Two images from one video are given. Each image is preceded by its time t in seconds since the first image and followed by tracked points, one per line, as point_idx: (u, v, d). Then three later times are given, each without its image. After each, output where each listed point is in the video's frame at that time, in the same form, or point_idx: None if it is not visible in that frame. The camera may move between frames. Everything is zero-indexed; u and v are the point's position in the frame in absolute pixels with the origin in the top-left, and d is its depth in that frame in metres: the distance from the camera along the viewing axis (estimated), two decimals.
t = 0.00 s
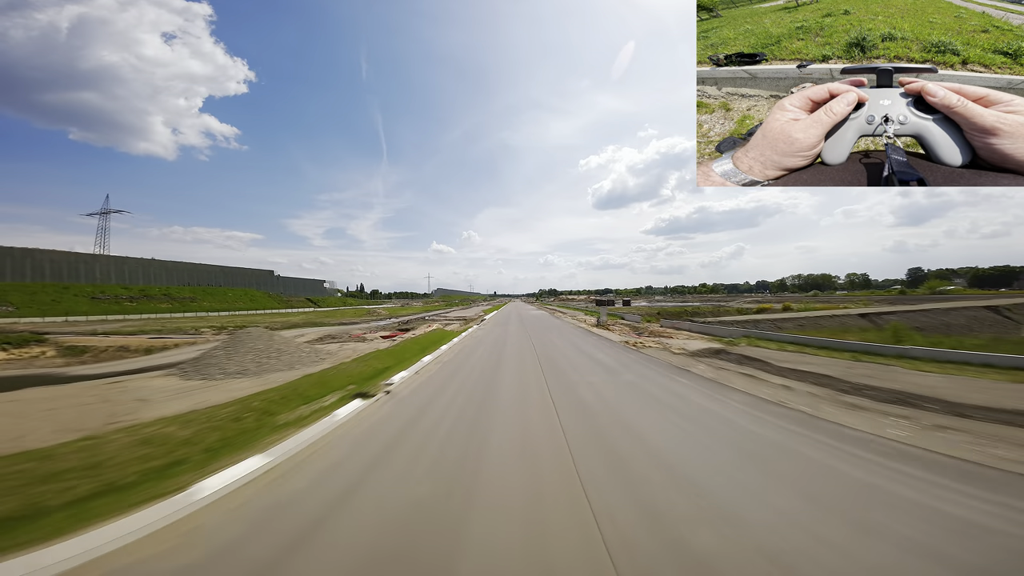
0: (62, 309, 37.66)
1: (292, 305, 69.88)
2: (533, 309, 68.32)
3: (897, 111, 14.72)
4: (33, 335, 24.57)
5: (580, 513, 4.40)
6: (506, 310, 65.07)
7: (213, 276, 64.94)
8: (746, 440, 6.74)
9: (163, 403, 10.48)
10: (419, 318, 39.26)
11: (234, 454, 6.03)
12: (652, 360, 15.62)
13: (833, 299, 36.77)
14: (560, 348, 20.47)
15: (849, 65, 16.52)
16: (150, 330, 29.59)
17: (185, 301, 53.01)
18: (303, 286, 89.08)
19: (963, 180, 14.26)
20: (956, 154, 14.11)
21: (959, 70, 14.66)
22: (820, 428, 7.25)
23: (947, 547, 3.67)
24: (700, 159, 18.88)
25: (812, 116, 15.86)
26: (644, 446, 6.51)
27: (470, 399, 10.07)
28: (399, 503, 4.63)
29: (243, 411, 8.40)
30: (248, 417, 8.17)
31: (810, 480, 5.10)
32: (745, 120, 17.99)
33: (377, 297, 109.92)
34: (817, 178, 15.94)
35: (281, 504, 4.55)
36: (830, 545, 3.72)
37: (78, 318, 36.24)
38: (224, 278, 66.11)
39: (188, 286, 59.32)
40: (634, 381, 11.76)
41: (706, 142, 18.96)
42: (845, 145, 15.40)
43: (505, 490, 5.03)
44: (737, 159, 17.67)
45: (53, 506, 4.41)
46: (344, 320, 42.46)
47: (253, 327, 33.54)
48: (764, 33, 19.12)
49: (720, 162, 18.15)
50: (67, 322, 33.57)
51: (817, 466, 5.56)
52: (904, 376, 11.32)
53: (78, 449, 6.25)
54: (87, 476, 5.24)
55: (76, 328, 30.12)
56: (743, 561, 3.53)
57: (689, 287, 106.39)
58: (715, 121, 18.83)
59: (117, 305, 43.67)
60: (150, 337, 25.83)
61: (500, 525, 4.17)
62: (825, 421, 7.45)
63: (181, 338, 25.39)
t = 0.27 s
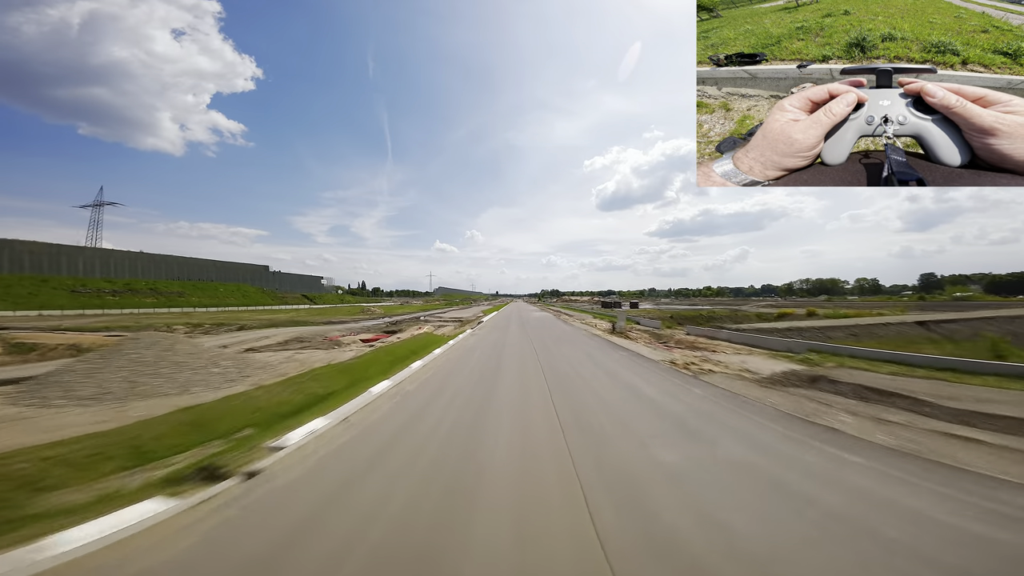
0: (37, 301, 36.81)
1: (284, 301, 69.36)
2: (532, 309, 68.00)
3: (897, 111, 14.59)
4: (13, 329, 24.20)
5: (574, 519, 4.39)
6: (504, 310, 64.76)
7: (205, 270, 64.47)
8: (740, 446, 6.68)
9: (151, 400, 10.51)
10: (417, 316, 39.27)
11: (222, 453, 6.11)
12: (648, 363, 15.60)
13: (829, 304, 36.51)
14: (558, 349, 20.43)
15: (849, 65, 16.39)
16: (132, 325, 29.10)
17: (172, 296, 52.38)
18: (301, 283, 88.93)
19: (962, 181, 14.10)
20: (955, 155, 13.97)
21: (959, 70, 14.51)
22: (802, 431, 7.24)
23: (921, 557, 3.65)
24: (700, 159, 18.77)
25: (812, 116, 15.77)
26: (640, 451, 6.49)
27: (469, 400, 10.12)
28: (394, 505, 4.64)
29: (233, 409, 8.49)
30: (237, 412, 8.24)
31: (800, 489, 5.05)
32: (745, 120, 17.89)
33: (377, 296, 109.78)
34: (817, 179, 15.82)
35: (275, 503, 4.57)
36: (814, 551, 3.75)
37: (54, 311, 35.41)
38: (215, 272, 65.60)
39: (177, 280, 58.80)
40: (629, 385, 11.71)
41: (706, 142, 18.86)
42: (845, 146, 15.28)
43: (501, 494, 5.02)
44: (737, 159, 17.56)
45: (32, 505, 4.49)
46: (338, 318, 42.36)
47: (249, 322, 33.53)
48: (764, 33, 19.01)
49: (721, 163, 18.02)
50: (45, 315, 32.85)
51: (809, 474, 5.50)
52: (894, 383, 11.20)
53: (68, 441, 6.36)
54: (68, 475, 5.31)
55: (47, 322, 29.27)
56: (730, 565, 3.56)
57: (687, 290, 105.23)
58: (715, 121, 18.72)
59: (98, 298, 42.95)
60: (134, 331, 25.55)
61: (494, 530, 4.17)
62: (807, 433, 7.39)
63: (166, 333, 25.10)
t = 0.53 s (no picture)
0: (14, 296, 36.33)
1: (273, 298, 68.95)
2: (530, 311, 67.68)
3: (897, 110, 14.44)
4: None
5: (571, 511, 4.20)
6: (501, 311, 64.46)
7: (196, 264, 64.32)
8: (734, 439, 6.57)
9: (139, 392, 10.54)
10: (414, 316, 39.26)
11: (209, 438, 6.14)
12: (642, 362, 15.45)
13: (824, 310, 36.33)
14: (554, 348, 20.23)
15: (849, 65, 16.24)
16: (112, 320, 28.61)
17: (158, 290, 51.83)
18: (295, 279, 88.91)
19: (963, 180, 13.91)
20: (955, 155, 13.78)
21: (958, 70, 14.36)
22: (786, 427, 7.21)
23: (902, 542, 3.62)
24: (700, 159, 18.66)
25: (812, 116, 15.61)
26: (636, 443, 6.31)
27: (465, 394, 9.92)
28: (385, 497, 4.46)
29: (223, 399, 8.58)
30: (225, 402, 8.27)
31: (798, 480, 4.94)
32: (745, 120, 17.77)
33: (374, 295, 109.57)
34: (817, 178, 15.67)
35: (263, 497, 4.38)
36: (814, 543, 3.60)
37: (27, 305, 34.70)
38: (208, 265, 65.77)
39: (164, 274, 58.11)
40: (622, 381, 11.54)
41: (706, 142, 18.74)
42: (845, 145, 15.13)
43: (495, 486, 4.83)
44: (737, 159, 17.43)
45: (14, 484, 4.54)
46: (330, 317, 42.22)
47: (246, 320, 33.58)
48: (764, 33, 18.89)
49: (721, 163, 17.90)
50: (25, 309, 32.39)
51: (800, 464, 5.44)
52: (881, 384, 11.13)
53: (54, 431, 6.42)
54: (57, 454, 5.43)
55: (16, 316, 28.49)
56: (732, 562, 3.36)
57: (687, 293, 104.77)
58: (715, 121, 18.60)
59: (76, 292, 42.10)
60: (116, 327, 25.18)
61: (490, 523, 3.98)
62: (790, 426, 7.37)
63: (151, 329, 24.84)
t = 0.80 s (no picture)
0: None
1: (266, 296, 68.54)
2: (528, 311, 67.53)
3: (896, 110, 14.36)
4: None
5: (571, 506, 3.88)
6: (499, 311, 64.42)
7: (183, 259, 64.17)
8: (731, 435, 6.40)
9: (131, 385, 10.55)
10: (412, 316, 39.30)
11: (202, 425, 6.17)
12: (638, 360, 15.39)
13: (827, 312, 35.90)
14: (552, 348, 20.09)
15: (849, 65, 16.18)
16: (94, 316, 27.97)
17: (142, 286, 50.97)
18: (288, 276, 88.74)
19: (962, 180, 13.83)
20: (954, 154, 13.71)
21: (958, 70, 14.29)
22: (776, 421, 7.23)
23: (887, 529, 3.62)
24: (700, 158, 18.61)
25: (808, 115, 15.58)
26: (635, 438, 6.03)
27: (461, 392, 9.68)
28: (369, 491, 4.12)
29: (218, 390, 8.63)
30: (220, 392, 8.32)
31: (795, 475, 4.84)
32: (745, 120, 17.71)
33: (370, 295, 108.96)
34: (816, 178, 15.60)
35: (242, 489, 4.07)
36: (816, 536, 3.45)
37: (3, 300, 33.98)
38: (196, 260, 65.76)
39: (149, 270, 57.16)
40: (618, 379, 11.30)
41: (706, 142, 18.70)
42: (845, 144, 15.04)
43: (488, 480, 4.50)
44: (736, 159, 17.36)
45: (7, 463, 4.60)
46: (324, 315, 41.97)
47: (242, 318, 33.56)
48: (765, 33, 18.85)
49: (721, 162, 17.83)
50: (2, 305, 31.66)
51: (794, 458, 5.39)
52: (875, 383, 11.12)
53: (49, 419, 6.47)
54: (51, 439, 5.47)
55: None
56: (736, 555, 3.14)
57: (687, 295, 104.63)
58: (715, 121, 18.55)
59: (51, 287, 40.72)
60: (97, 322, 24.57)
61: (482, 517, 3.66)
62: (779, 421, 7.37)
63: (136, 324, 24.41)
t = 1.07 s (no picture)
0: None
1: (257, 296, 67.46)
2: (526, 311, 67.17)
3: (896, 109, 14.37)
4: None
5: (559, 508, 3.92)
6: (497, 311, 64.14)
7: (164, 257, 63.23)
8: (731, 430, 6.44)
9: (126, 387, 10.48)
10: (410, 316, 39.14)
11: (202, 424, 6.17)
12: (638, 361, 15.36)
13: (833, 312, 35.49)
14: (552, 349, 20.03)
15: (849, 65, 16.19)
16: (63, 313, 27.04)
17: (119, 284, 49.00)
18: (278, 275, 87.63)
19: (961, 180, 13.84)
20: (954, 153, 13.72)
21: (957, 70, 14.31)
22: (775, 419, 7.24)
23: (884, 525, 3.64)
24: (700, 158, 18.60)
25: (801, 113, 15.68)
26: (632, 441, 6.03)
27: (462, 393, 9.68)
28: (366, 492, 4.14)
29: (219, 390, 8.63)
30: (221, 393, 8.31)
31: (795, 471, 4.83)
32: (745, 120, 17.71)
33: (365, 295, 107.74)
34: (816, 177, 15.61)
35: (240, 490, 4.11)
36: (812, 535, 3.46)
37: None
38: (177, 258, 65.39)
39: (129, 269, 55.45)
40: (618, 380, 11.32)
41: (707, 142, 18.70)
42: (844, 143, 15.05)
43: (481, 481, 4.55)
44: (736, 158, 17.36)
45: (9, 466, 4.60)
46: (321, 314, 41.71)
47: (238, 317, 33.25)
48: (765, 33, 18.85)
49: (721, 162, 17.82)
50: None
51: (793, 456, 5.39)
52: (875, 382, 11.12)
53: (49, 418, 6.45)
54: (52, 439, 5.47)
55: None
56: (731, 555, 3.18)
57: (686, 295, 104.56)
58: (715, 121, 18.55)
59: (18, 285, 37.91)
60: (47, 321, 22.96)
61: (470, 519, 3.69)
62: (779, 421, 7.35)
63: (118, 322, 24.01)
